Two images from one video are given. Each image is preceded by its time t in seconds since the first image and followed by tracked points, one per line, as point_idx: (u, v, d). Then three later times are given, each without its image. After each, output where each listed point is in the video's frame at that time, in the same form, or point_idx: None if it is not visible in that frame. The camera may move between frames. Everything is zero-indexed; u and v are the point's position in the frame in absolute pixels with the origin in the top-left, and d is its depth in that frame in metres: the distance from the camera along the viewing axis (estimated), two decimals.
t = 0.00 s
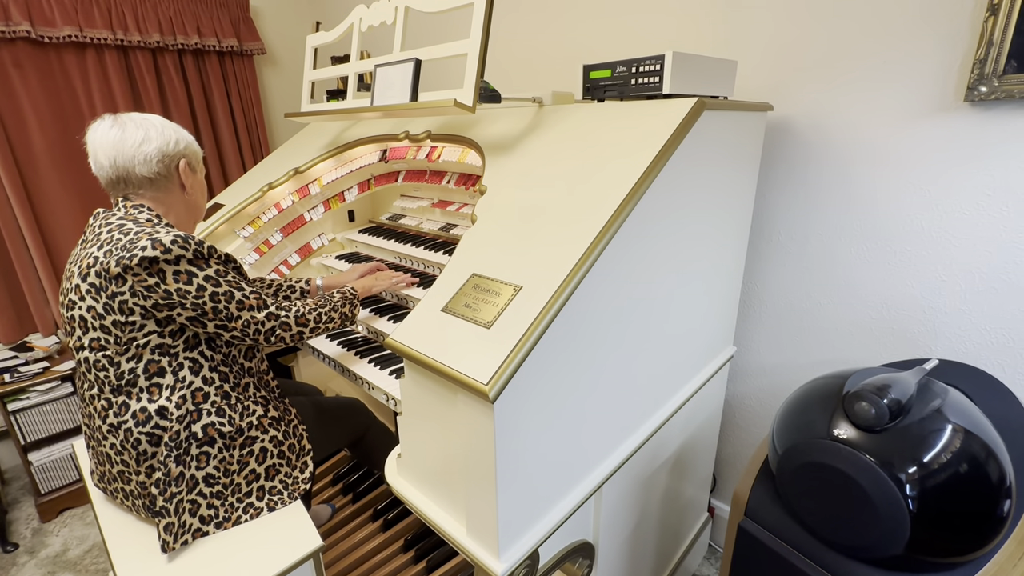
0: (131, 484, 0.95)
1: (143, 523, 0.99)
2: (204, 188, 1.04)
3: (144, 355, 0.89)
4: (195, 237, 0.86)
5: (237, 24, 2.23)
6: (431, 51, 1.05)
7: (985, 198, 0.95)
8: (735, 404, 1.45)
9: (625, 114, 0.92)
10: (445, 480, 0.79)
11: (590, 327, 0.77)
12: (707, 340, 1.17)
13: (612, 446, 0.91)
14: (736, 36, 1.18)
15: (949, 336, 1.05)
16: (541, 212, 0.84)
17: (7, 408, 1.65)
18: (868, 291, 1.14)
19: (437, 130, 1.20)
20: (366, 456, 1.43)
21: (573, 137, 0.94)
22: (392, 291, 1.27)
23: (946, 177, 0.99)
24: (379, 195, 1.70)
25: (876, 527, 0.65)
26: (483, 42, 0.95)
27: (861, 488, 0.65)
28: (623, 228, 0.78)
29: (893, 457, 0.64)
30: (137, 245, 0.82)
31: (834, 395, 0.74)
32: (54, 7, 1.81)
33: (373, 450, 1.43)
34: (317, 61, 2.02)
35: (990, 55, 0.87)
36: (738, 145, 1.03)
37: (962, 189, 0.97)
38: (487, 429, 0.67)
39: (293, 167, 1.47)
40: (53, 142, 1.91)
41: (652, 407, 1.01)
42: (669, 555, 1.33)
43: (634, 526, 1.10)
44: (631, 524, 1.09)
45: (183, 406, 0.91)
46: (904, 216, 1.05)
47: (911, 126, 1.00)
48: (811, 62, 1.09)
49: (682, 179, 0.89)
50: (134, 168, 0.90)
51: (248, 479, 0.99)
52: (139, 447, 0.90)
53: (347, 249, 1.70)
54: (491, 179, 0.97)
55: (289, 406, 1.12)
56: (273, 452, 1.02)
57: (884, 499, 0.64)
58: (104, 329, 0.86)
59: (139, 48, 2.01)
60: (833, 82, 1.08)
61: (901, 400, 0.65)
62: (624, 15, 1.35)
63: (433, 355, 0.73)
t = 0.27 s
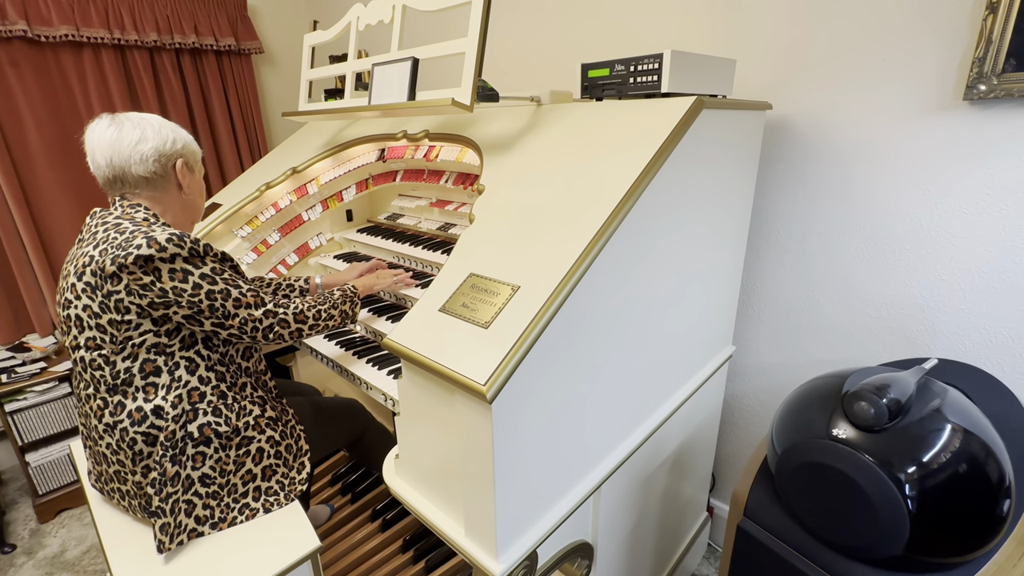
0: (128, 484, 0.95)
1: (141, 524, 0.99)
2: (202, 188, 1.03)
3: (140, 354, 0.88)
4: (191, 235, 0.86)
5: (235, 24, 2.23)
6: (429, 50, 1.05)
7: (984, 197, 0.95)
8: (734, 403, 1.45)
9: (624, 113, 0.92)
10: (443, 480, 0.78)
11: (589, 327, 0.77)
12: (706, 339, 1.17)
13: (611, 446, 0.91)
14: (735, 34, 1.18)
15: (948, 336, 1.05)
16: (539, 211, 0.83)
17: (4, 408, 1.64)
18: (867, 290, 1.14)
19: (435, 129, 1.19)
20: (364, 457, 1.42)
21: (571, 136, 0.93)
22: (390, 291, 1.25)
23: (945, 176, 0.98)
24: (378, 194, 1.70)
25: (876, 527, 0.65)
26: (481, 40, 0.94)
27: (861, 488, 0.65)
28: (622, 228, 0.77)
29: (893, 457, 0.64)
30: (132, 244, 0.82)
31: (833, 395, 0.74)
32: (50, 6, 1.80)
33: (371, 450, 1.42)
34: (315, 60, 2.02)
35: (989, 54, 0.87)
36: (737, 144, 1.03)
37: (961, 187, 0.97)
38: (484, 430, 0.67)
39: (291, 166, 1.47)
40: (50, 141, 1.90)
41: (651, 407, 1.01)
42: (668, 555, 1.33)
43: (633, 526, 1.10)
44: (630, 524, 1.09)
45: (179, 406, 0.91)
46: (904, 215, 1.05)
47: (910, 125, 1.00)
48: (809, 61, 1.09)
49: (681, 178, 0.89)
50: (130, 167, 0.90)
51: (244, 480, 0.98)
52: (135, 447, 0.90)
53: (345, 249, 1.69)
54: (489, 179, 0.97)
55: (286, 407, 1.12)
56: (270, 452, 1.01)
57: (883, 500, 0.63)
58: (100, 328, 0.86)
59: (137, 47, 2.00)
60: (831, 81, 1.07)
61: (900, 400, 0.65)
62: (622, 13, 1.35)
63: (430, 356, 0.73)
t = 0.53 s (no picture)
0: (125, 484, 0.95)
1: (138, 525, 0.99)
2: (198, 189, 1.00)
3: (138, 352, 0.88)
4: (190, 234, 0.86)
5: (234, 24, 2.22)
6: (427, 49, 1.04)
7: (984, 197, 0.95)
8: (733, 403, 1.45)
9: (622, 113, 0.92)
10: (441, 481, 0.78)
11: (587, 327, 0.77)
12: (705, 339, 1.17)
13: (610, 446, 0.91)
14: (734, 34, 1.18)
15: (947, 336, 1.05)
16: (538, 212, 0.83)
17: (2, 410, 1.64)
18: (866, 290, 1.13)
19: (434, 129, 1.19)
20: (362, 461, 1.42)
21: (570, 136, 0.93)
22: (387, 291, 1.24)
23: (945, 176, 0.98)
24: (376, 195, 1.70)
25: (875, 528, 0.65)
26: (479, 40, 0.94)
27: (860, 488, 0.65)
28: (620, 228, 0.77)
29: (892, 457, 0.64)
30: (132, 242, 0.82)
31: (833, 396, 0.74)
32: (48, 6, 1.80)
33: (370, 454, 1.41)
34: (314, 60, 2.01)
35: (988, 54, 0.87)
36: (736, 144, 1.03)
37: (961, 187, 0.97)
38: (482, 430, 0.67)
39: (290, 166, 1.47)
40: (48, 142, 1.90)
41: (650, 408, 1.01)
42: (667, 556, 1.32)
43: (632, 526, 1.10)
44: (630, 524, 1.08)
45: (177, 404, 0.90)
46: (903, 215, 1.05)
47: (909, 124, 1.00)
48: (808, 60, 1.09)
49: (680, 178, 0.89)
50: (113, 170, 0.90)
51: (241, 479, 0.98)
52: (132, 446, 0.90)
53: (344, 249, 1.69)
54: (488, 179, 0.97)
55: (283, 406, 1.11)
56: (267, 451, 1.01)
57: (883, 500, 0.63)
58: (98, 327, 0.86)
59: (135, 47, 2.00)
60: (830, 80, 1.07)
61: (900, 400, 0.65)
62: (621, 13, 1.34)
63: (429, 356, 0.73)
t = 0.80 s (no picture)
0: (133, 482, 0.94)
1: (141, 524, 0.99)
2: (197, 194, 0.99)
3: (149, 347, 0.89)
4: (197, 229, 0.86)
5: (233, 24, 2.22)
6: (425, 49, 1.04)
7: (983, 196, 0.95)
8: (733, 403, 1.45)
9: (621, 113, 0.91)
10: (440, 481, 0.78)
11: (587, 328, 0.77)
12: (705, 338, 1.17)
13: (609, 446, 0.91)
14: (733, 34, 1.18)
15: (947, 335, 1.05)
16: (536, 212, 0.83)
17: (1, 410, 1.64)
18: (866, 289, 1.13)
19: (433, 129, 1.19)
20: (361, 460, 1.42)
21: (569, 136, 0.93)
22: (384, 291, 1.26)
23: (944, 175, 0.98)
24: (375, 195, 1.70)
25: (875, 528, 0.65)
26: (478, 40, 0.94)
27: (859, 489, 0.65)
28: (619, 228, 0.77)
29: (891, 457, 0.64)
30: (141, 239, 0.82)
31: (832, 395, 0.74)
32: (46, 6, 1.79)
33: (369, 454, 1.41)
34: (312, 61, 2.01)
35: (987, 53, 0.87)
36: (735, 143, 1.03)
37: (960, 187, 0.97)
38: (481, 431, 0.67)
39: (288, 166, 1.46)
40: (47, 142, 1.90)
41: (649, 408, 1.01)
42: (667, 556, 1.32)
43: (632, 526, 1.10)
44: (629, 524, 1.08)
45: (188, 397, 0.91)
46: (902, 215, 1.05)
47: (908, 124, 1.00)
48: (807, 60, 1.09)
49: (679, 178, 0.89)
50: (109, 170, 0.90)
51: (247, 471, 0.98)
52: (143, 441, 0.90)
53: (343, 250, 1.69)
54: (487, 179, 0.96)
55: (286, 399, 1.12)
56: (273, 443, 1.01)
57: (882, 501, 0.63)
58: (110, 325, 0.86)
59: (133, 47, 1.99)
60: (830, 80, 1.07)
61: (899, 400, 0.65)
62: (620, 13, 1.34)
63: (427, 356, 0.73)
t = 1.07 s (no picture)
0: (138, 489, 0.94)
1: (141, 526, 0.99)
2: (204, 202, 0.98)
3: (156, 353, 0.89)
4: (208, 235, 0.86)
5: (233, 25, 2.23)
6: (425, 52, 1.05)
7: (981, 197, 0.95)
8: (732, 404, 1.45)
9: (620, 114, 0.92)
10: (440, 482, 0.78)
11: (588, 329, 0.77)
12: (705, 339, 1.17)
13: (609, 447, 0.91)
14: (732, 36, 1.18)
15: (946, 336, 1.05)
16: (536, 213, 0.83)
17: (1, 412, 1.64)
18: (865, 290, 1.14)
19: (433, 131, 1.19)
20: (361, 461, 1.42)
21: (568, 138, 0.93)
22: (382, 292, 1.29)
23: (942, 177, 0.99)
24: (375, 196, 1.70)
25: (874, 529, 0.65)
26: (478, 42, 0.94)
27: (858, 489, 0.65)
28: (619, 229, 0.77)
29: (890, 458, 0.64)
30: (153, 247, 0.82)
31: (831, 396, 0.74)
32: (47, 8, 1.79)
33: (370, 455, 1.41)
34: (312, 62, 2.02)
35: (984, 55, 0.87)
36: (735, 145, 1.03)
37: (958, 189, 0.97)
38: (481, 432, 0.67)
39: (289, 168, 1.46)
40: (47, 144, 1.90)
41: (649, 409, 1.01)
42: (667, 557, 1.33)
43: (632, 527, 1.10)
44: (630, 525, 1.09)
45: (196, 403, 0.92)
46: (901, 216, 1.05)
47: (907, 125, 1.00)
48: (806, 62, 1.09)
49: (678, 180, 0.89)
50: (117, 172, 0.90)
51: (256, 475, 0.99)
52: (150, 447, 0.90)
53: (343, 251, 1.69)
54: (486, 180, 0.97)
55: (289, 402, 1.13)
56: (279, 447, 1.03)
57: (880, 501, 0.64)
58: (118, 332, 0.85)
59: (134, 49, 2.00)
60: (828, 82, 1.07)
61: (898, 401, 0.65)
62: (619, 14, 1.35)
63: (427, 358, 0.73)
